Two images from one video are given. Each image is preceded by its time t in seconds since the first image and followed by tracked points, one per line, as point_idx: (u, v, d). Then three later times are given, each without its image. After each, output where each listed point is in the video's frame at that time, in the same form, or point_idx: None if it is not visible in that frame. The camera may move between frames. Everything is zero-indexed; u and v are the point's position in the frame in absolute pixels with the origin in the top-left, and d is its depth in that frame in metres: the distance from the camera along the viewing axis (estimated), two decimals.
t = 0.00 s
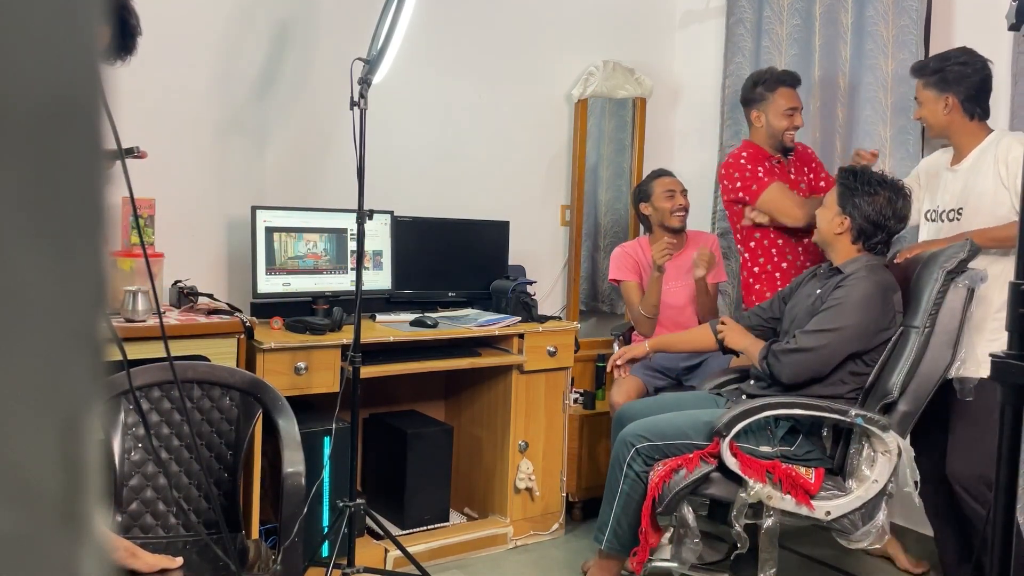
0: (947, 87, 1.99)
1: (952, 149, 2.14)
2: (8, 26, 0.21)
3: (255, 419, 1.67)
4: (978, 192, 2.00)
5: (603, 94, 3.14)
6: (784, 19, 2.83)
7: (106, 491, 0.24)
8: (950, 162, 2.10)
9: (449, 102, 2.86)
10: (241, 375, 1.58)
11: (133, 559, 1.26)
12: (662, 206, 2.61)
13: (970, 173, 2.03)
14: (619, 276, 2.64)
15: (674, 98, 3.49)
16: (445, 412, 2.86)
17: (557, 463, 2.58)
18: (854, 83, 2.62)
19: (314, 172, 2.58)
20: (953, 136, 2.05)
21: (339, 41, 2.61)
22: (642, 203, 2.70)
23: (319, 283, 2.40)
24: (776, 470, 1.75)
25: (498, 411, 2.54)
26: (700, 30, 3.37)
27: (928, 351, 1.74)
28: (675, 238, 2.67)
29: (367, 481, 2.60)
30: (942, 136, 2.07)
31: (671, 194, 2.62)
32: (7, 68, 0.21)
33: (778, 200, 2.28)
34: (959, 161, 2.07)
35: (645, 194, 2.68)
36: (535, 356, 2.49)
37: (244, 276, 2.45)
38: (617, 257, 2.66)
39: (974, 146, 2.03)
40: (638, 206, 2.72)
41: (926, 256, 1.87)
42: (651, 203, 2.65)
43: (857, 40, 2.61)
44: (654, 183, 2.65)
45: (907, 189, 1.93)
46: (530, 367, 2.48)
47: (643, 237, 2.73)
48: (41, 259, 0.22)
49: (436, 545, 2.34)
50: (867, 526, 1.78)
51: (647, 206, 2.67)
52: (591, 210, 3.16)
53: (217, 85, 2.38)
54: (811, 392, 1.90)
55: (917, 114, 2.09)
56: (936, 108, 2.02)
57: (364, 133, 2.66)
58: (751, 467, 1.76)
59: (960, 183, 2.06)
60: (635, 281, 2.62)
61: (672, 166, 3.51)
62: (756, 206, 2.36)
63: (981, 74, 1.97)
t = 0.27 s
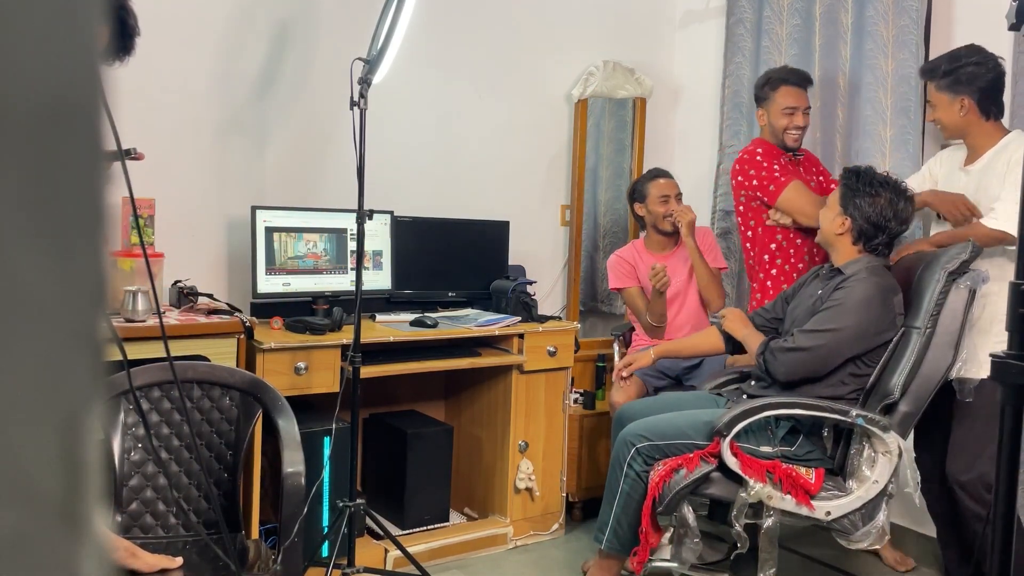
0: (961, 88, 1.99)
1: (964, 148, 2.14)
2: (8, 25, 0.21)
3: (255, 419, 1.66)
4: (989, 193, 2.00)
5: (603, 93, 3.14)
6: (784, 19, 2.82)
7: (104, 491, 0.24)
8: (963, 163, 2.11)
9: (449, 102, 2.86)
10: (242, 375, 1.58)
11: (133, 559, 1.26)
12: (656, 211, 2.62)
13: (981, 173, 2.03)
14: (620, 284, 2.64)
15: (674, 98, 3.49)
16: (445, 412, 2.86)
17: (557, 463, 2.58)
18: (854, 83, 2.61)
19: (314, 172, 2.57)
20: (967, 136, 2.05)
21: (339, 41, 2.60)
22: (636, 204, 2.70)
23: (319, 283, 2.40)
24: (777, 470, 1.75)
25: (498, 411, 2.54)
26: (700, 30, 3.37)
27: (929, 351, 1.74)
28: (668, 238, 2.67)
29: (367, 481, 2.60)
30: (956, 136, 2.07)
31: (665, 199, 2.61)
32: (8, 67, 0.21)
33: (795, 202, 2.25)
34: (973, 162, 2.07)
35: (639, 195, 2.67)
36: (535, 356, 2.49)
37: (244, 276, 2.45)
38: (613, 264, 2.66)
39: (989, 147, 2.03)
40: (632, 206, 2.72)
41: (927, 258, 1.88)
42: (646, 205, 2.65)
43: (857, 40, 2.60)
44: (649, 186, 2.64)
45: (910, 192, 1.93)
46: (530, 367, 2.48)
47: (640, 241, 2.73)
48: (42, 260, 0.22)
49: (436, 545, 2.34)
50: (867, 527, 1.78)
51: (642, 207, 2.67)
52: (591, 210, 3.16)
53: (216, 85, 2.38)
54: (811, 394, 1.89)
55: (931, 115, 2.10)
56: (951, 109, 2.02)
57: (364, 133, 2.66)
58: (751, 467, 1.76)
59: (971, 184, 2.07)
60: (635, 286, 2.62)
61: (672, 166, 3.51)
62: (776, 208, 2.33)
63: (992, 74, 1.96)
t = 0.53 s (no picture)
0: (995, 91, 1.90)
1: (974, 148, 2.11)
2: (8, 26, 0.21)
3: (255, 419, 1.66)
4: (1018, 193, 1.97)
5: (603, 94, 3.14)
6: (785, 19, 2.83)
7: (105, 492, 0.24)
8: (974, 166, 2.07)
9: (449, 102, 2.86)
10: (242, 375, 1.58)
11: (132, 559, 1.26)
12: (656, 206, 2.62)
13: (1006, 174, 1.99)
14: (621, 278, 2.62)
15: (674, 97, 3.49)
16: (445, 412, 2.86)
17: (557, 463, 2.58)
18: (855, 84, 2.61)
19: (314, 171, 2.57)
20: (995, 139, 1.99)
21: (339, 41, 2.60)
22: (637, 201, 2.72)
23: (319, 283, 2.40)
24: (776, 469, 1.75)
25: (498, 411, 2.54)
26: (700, 30, 3.37)
27: (930, 352, 1.74)
28: (671, 236, 2.67)
29: (367, 481, 2.60)
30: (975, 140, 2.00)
31: (665, 195, 2.62)
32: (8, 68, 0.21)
33: (767, 211, 2.28)
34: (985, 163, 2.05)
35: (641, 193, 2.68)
36: (535, 356, 2.49)
37: (244, 276, 2.45)
38: (614, 259, 2.65)
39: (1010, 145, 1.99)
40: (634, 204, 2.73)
41: (931, 260, 1.87)
42: (646, 202, 2.66)
43: (857, 41, 2.60)
44: (648, 183, 2.65)
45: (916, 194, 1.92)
46: (530, 367, 2.48)
47: (642, 238, 2.72)
48: (43, 261, 0.22)
49: (436, 545, 2.34)
50: (867, 528, 1.78)
51: (643, 203, 2.68)
52: (591, 210, 3.16)
53: (217, 85, 2.38)
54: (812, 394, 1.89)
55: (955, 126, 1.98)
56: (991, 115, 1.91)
57: (364, 133, 2.66)
58: (751, 467, 1.76)
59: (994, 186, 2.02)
60: (636, 281, 2.61)
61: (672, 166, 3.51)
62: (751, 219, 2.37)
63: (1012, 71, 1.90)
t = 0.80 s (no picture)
0: None
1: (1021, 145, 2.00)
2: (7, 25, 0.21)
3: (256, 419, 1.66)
4: None
5: (603, 94, 3.14)
6: (785, 19, 2.83)
7: (104, 491, 0.24)
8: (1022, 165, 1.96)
9: (449, 102, 2.86)
10: (241, 374, 1.58)
11: (133, 559, 1.26)
12: (658, 204, 2.62)
13: None
14: (623, 277, 2.64)
15: (674, 97, 3.49)
16: (446, 412, 2.86)
17: (557, 463, 2.58)
18: (855, 84, 2.61)
19: (314, 171, 2.58)
20: None
21: (339, 41, 2.60)
22: (643, 201, 2.73)
23: (319, 283, 2.40)
24: (776, 469, 1.75)
25: (498, 411, 2.54)
26: (700, 30, 3.37)
27: (931, 354, 1.73)
28: (676, 236, 2.67)
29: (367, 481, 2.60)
30: None
31: (668, 191, 2.62)
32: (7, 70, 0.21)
33: (754, 219, 2.34)
34: None
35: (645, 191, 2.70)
36: (535, 356, 2.49)
37: (244, 276, 2.45)
38: (617, 259, 2.67)
39: None
40: (639, 203, 2.74)
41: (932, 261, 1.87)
42: (650, 200, 2.67)
43: (857, 40, 2.60)
44: (653, 181, 2.66)
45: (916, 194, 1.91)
46: (530, 367, 2.48)
47: (645, 238, 2.72)
48: (44, 263, 0.22)
49: (436, 545, 2.34)
50: (866, 528, 1.78)
51: (646, 202, 2.70)
52: (591, 210, 3.16)
53: (217, 85, 2.38)
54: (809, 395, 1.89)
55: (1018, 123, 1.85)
56: None
57: (364, 133, 2.66)
58: (751, 466, 1.76)
59: None
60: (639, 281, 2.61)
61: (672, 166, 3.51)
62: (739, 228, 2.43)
63: None
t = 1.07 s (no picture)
0: None
1: None
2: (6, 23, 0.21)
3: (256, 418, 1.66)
4: None
5: (603, 94, 3.14)
6: (784, 19, 2.83)
7: (104, 490, 0.24)
8: None
9: (449, 102, 2.86)
10: (240, 373, 1.58)
11: (133, 559, 1.26)
12: (666, 203, 2.62)
13: None
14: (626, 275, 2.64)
15: (674, 97, 3.49)
16: (445, 412, 2.86)
17: (557, 463, 2.58)
18: (855, 83, 2.61)
19: (315, 171, 2.58)
20: None
21: (339, 41, 2.60)
22: (651, 199, 2.74)
23: (319, 283, 2.40)
24: (772, 470, 1.76)
25: (497, 411, 2.54)
26: (700, 30, 3.37)
27: (925, 352, 1.74)
28: (682, 236, 2.67)
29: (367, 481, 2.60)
30: None
31: (676, 191, 2.62)
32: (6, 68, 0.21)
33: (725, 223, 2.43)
34: None
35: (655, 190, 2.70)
36: (535, 356, 2.49)
37: (244, 276, 2.45)
38: (622, 255, 2.67)
39: None
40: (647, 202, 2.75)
41: (926, 260, 1.88)
42: (659, 198, 2.67)
43: (857, 40, 2.60)
44: (663, 180, 2.66)
45: (913, 195, 1.91)
46: (530, 367, 2.48)
47: (652, 237, 2.73)
48: (44, 263, 0.22)
49: (437, 545, 2.34)
50: (864, 528, 1.78)
51: (655, 202, 2.70)
52: (591, 210, 3.16)
53: (216, 84, 2.38)
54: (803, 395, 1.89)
55: None
56: None
57: (365, 133, 2.66)
58: (746, 468, 1.76)
59: None
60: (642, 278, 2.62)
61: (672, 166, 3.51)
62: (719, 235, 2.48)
63: None
